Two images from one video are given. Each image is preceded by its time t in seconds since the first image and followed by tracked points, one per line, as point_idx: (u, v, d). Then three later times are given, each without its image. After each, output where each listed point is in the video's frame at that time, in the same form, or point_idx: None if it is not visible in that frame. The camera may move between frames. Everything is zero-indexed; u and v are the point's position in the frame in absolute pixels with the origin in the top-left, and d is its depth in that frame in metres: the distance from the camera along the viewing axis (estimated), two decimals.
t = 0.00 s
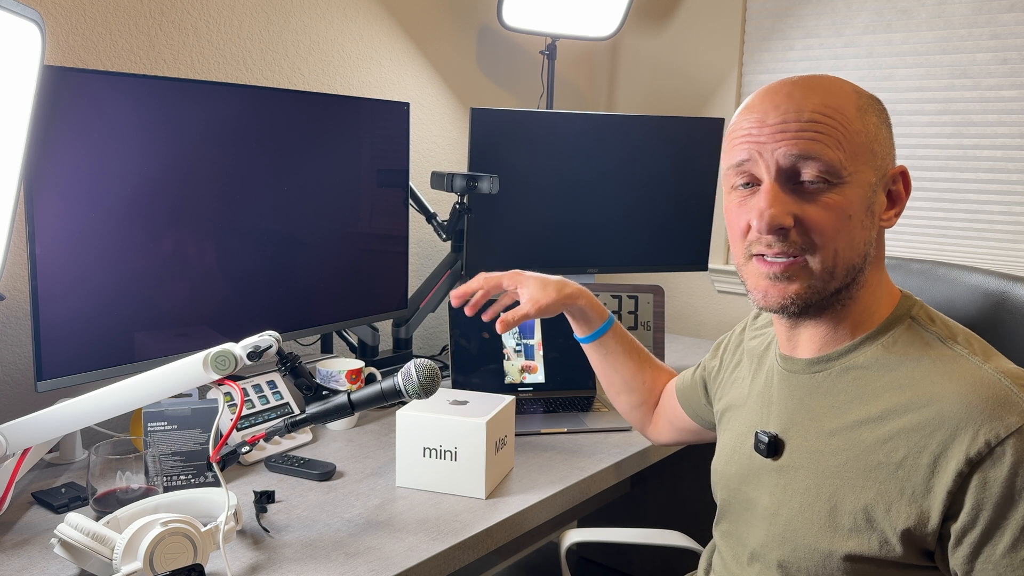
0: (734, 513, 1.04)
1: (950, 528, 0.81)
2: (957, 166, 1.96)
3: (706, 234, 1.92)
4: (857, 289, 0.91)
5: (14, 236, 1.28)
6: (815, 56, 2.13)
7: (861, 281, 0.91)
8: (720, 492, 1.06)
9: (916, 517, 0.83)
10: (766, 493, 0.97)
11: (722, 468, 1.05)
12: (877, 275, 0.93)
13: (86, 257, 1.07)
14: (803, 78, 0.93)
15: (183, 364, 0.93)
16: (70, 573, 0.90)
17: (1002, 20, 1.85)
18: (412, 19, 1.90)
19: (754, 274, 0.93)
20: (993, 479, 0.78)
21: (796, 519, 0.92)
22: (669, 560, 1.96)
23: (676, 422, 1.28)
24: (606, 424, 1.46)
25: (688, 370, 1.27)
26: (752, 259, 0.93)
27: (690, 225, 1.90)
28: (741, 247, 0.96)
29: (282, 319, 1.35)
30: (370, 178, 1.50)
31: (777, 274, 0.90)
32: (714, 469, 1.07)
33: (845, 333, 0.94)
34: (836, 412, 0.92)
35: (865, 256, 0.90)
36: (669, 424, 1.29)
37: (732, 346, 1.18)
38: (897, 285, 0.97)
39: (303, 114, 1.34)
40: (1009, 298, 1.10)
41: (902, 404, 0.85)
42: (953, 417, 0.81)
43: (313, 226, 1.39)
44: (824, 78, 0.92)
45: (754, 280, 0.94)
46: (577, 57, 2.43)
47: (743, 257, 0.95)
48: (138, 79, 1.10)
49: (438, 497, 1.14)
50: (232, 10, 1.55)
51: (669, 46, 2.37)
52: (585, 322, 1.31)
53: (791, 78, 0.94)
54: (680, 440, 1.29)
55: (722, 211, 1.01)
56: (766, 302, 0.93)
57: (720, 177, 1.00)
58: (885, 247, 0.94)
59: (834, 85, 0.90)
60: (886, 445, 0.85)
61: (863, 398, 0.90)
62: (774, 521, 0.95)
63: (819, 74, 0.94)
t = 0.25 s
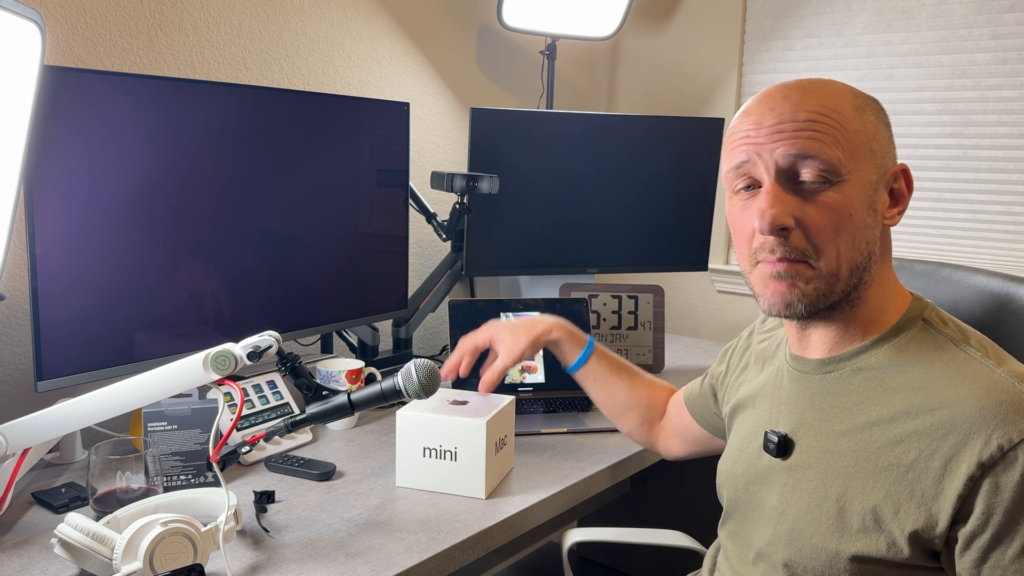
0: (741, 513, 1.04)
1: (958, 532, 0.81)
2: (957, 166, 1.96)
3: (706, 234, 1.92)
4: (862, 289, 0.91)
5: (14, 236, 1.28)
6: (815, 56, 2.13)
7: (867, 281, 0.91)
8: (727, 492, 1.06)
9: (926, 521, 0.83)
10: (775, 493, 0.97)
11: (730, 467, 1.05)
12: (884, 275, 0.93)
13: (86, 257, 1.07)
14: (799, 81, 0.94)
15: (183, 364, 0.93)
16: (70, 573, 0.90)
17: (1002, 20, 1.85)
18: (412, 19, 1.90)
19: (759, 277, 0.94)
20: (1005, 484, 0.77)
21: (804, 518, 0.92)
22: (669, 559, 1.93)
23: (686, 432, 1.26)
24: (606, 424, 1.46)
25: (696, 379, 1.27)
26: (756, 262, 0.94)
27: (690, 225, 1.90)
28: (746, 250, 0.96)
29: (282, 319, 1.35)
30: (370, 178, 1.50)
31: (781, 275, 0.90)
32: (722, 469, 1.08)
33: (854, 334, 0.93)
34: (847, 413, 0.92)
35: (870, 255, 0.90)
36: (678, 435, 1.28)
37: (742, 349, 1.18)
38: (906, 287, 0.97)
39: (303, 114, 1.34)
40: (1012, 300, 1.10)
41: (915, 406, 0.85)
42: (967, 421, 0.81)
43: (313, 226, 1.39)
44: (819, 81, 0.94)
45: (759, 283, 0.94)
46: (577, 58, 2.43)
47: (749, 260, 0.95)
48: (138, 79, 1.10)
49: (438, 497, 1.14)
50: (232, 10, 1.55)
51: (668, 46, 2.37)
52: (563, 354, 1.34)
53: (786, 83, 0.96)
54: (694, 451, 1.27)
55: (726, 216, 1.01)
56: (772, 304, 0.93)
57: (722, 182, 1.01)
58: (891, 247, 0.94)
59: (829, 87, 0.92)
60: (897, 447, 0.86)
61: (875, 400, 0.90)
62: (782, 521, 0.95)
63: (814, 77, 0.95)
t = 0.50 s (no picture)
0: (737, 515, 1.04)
1: (951, 533, 0.81)
2: (957, 166, 1.96)
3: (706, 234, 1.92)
4: (845, 291, 0.91)
5: (14, 236, 1.28)
6: (815, 57, 2.13)
7: (848, 285, 0.91)
8: (723, 494, 1.06)
9: (919, 522, 0.83)
10: (770, 495, 0.97)
11: (726, 470, 1.06)
12: (867, 276, 0.93)
13: (86, 257, 1.07)
14: (764, 91, 0.94)
15: (183, 364, 0.93)
16: (70, 573, 0.90)
17: (1002, 20, 1.85)
18: (413, 19, 1.90)
19: (742, 288, 0.94)
20: (996, 485, 0.78)
21: (799, 520, 0.92)
22: (669, 559, 1.96)
23: (691, 449, 1.26)
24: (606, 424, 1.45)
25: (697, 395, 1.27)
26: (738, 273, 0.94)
27: (690, 224, 1.90)
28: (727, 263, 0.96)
29: (282, 319, 1.35)
30: (370, 178, 1.50)
31: (763, 285, 0.91)
32: (718, 472, 1.08)
33: (842, 337, 0.94)
34: (839, 415, 0.92)
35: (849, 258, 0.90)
36: (684, 452, 1.27)
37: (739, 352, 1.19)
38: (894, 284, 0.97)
39: (303, 114, 1.34)
40: (1010, 299, 1.10)
41: (907, 407, 0.86)
42: (957, 423, 0.81)
43: (313, 226, 1.39)
44: (783, 88, 0.93)
45: (743, 294, 0.94)
46: (577, 58, 2.43)
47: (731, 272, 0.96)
48: (138, 79, 1.10)
49: (438, 497, 1.14)
50: (232, 10, 1.55)
51: (669, 46, 2.37)
52: (562, 376, 1.35)
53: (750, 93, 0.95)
54: (699, 468, 1.27)
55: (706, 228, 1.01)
56: (758, 313, 0.93)
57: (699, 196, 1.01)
58: (871, 245, 0.94)
59: (792, 94, 0.91)
60: (889, 449, 0.86)
61: (867, 401, 0.90)
62: (777, 523, 0.95)
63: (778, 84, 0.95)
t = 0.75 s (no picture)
0: (738, 517, 1.05)
1: (953, 538, 0.81)
2: (957, 166, 1.96)
3: (706, 234, 1.92)
4: (849, 293, 0.91)
5: (14, 236, 1.28)
6: (815, 57, 2.13)
7: (853, 286, 0.91)
8: (724, 496, 1.06)
9: (921, 527, 0.83)
10: (771, 497, 0.97)
11: (727, 471, 1.06)
12: (872, 277, 0.92)
13: (86, 257, 1.07)
14: (773, 90, 0.94)
15: (183, 364, 0.93)
16: (70, 573, 0.90)
17: (1002, 20, 1.85)
18: (413, 19, 1.90)
19: (745, 289, 0.93)
20: (999, 491, 0.78)
21: (801, 523, 0.93)
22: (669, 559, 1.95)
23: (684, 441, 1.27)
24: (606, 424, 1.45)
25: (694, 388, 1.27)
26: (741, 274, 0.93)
27: (690, 224, 1.90)
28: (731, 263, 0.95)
29: (282, 319, 1.35)
30: (370, 178, 1.50)
31: (767, 286, 0.90)
32: (719, 473, 1.08)
33: (847, 338, 0.93)
34: (842, 418, 0.92)
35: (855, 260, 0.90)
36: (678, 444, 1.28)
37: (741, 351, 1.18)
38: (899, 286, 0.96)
39: (303, 114, 1.34)
40: (1014, 300, 1.11)
41: (910, 412, 0.85)
42: (961, 428, 0.81)
43: (313, 226, 1.39)
44: (791, 88, 0.93)
45: (746, 295, 0.93)
46: (577, 58, 2.43)
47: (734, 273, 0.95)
48: (138, 79, 1.10)
49: (438, 497, 1.14)
50: (232, 10, 1.55)
51: (669, 46, 2.37)
52: (554, 367, 1.34)
53: (757, 93, 0.95)
54: (691, 459, 1.28)
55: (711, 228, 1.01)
56: (760, 313, 0.93)
57: (705, 196, 1.01)
58: (878, 247, 0.93)
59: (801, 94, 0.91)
60: (892, 453, 0.86)
61: (870, 405, 0.90)
62: (778, 526, 0.95)
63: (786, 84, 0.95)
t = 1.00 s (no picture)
0: (746, 515, 1.05)
1: (961, 544, 0.81)
2: (957, 166, 1.96)
3: (706, 234, 1.92)
4: (877, 290, 0.91)
5: (14, 236, 1.28)
6: (815, 56, 2.13)
7: (880, 284, 0.90)
8: (733, 492, 1.07)
9: (928, 531, 0.83)
10: (780, 495, 0.98)
11: (738, 467, 1.06)
12: (899, 277, 0.92)
13: (86, 257, 1.07)
14: (818, 78, 0.93)
15: (183, 364, 0.93)
16: (70, 573, 0.90)
17: (1002, 20, 1.85)
18: (412, 19, 1.90)
19: (770, 276, 0.94)
20: (1011, 499, 0.78)
21: (808, 523, 0.93)
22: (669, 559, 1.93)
23: (681, 429, 1.28)
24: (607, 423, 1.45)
25: (701, 378, 1.27)
26: (768, 261, 0.94)
27: (690, 224, 1.90)
28: (757, 248, 0.97)
29: (282, 319, 1.35)
30: (370, 178, 1.50)
31: (793, 274, 0.91)
32: (729, 468, 1.08)
33: (868, 336, 0.93)
34: (856, 419, 0.92)
35: (885, 257, 0.90)
36: (670, 432, 1.30)
37: (756, 349, 1.18)
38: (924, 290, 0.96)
39: (303, 114, 1.34)
40: None
41: (924, 415, 0.85)
42: (975, 433, 0.81)
43: (313, 226, 1.38)
44: (836, 77, 0.92)
45: (770, 282, 0.94)
46: (577, 58, 2.43)
47: (760, 260, 0.96)
48: (138, 79, 1.10)
49: (438, 497, 1.14)
50: (232, 10, 1.54)
51: (668, 46, 2.37)
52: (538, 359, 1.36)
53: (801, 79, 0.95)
54: (685, 447, 1.29)
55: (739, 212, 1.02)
56: (782, 301, 0.94)
57: (737, 181, 1.01)
58: (906, 248, 0.93)
59: (846, 85, 0.91)
60: (905, 455, 0.86)
61: (884, 406, 0.90)
62: (785, 524, 0.96)
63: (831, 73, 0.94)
